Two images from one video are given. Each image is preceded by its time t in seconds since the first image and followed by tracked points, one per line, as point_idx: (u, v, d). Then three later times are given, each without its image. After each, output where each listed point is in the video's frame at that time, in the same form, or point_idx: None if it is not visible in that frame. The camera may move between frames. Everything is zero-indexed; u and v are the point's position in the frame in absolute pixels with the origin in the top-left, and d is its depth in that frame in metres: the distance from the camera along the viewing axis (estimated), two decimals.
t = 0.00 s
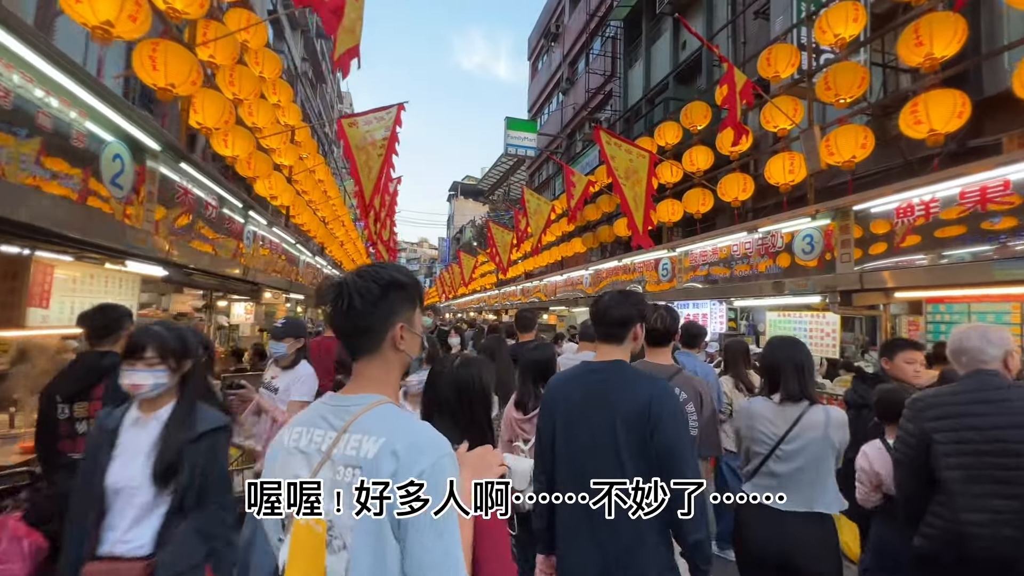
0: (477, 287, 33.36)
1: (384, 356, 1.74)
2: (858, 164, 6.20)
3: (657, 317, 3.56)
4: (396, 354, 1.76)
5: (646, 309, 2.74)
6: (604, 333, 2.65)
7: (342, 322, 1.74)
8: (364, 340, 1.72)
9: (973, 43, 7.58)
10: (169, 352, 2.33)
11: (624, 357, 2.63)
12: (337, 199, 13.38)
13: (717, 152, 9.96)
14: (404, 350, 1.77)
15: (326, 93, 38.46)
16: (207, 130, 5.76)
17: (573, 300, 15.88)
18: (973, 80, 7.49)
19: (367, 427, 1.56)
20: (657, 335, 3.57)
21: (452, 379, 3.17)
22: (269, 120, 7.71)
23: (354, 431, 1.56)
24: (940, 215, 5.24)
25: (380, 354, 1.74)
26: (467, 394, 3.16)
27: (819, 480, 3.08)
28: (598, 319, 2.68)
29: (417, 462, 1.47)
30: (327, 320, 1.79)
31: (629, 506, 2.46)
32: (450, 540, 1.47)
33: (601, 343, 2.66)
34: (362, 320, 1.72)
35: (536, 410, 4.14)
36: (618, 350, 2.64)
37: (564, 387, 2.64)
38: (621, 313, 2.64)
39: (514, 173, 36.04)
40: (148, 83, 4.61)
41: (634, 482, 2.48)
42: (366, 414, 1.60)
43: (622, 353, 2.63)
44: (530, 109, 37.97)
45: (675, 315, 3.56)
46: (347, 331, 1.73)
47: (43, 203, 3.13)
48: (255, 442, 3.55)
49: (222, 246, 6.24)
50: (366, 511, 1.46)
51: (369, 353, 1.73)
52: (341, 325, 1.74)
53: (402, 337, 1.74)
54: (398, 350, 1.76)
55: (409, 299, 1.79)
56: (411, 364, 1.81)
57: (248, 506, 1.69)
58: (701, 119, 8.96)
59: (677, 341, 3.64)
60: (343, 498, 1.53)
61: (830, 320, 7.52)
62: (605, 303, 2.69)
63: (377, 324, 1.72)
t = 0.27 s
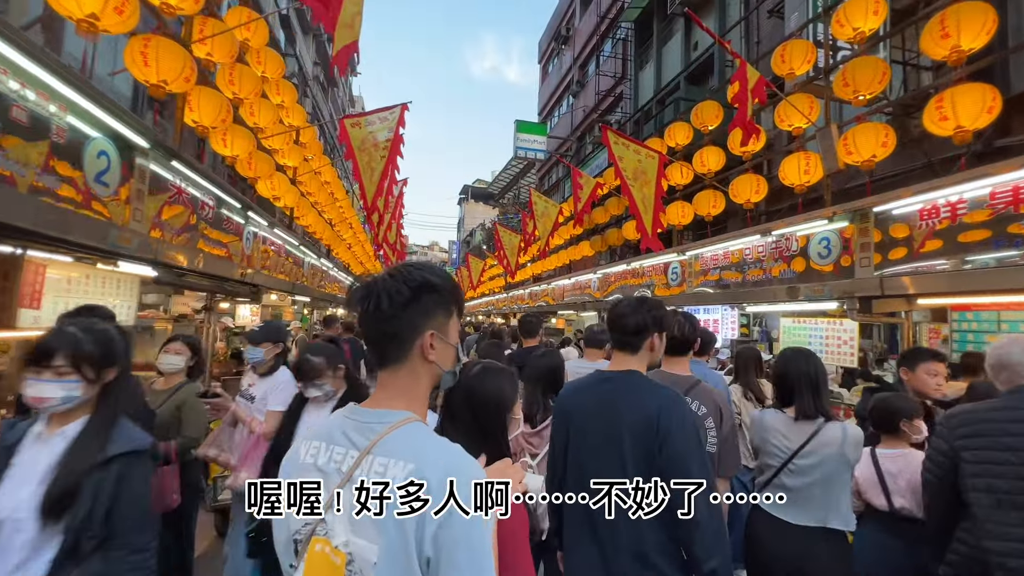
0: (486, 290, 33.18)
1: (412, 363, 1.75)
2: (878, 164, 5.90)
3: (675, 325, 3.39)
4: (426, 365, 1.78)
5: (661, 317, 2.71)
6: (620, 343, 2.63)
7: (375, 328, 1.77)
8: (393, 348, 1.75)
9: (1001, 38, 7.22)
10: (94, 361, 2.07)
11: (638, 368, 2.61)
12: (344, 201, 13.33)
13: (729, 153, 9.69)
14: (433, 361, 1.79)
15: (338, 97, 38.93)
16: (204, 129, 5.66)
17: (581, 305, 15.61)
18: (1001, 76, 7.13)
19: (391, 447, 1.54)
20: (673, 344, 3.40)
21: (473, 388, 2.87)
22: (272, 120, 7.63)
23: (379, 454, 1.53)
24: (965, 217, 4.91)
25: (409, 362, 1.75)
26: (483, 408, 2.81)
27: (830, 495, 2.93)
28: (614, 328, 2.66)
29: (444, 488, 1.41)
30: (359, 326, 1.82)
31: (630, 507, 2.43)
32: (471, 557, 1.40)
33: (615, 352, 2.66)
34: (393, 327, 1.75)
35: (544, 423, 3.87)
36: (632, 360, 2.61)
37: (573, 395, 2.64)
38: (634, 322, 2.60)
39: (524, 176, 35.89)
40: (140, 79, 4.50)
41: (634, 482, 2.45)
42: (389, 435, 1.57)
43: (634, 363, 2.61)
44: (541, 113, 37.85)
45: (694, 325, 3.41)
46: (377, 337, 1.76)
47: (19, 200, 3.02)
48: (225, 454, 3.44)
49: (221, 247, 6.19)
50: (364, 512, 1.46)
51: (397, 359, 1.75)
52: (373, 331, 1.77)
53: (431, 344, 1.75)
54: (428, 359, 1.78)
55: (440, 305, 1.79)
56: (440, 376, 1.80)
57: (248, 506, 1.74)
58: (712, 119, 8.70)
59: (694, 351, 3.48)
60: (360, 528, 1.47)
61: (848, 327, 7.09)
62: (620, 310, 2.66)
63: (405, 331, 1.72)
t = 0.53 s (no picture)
0: (491, 291, 32.97)
1: (409, 368, 1.70)
2: (893, 158, 5.61)
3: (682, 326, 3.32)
4: (424, 371, 1.73)
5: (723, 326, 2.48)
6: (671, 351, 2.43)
7: (373, 333, 1.72)
8: (392, 354, 1.70)
9: None
10: None
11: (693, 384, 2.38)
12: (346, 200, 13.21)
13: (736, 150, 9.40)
14: (431, 367, 1.73)
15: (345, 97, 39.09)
16: (193, 123, 5.48)
17: (585, 306, 15.36)
18: None
19: (383, 458, 1.53)
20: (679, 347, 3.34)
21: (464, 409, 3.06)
22: (267, 116, 7.50)
23: (369, 466, 1.50)
24: (986, 214, 4.61)
25: (407, 368, 1.70)
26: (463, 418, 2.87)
27: (836, 496, 2.77)
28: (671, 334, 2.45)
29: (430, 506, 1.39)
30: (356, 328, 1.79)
31: (630, 507, 2.32)
32: (467, 559, 1.39)
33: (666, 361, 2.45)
34: (394, 331, 1.70)
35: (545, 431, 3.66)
36: (683, 374, 2.39)
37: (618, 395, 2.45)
38: (690, 332, 2.39)
39: (530, 176, 35.69)
40: (120, 69, 4.31)
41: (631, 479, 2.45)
42: (382, 445, 1.56)
43: (687, 378, 2.38)
44: (548, 112, 37.58)
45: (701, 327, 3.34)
46: (376, 341, 1.71)
47: None
48: (191, 460, 3.30)
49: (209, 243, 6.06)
50: (365, 513, 1.46)
51: (395, 363, 1.70)
52: (371, 336, 1.72)
53: (429, 349, 1.71)
54: (428, 366, 1.72)
55: (440, 310, 1.74)
56: (438, 383, 1.77)
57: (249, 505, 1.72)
58: (719, 114, 8.44)
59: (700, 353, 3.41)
60: (344, 545, 1.51)
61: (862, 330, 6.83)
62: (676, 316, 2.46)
63: (404, 334, 1.69)
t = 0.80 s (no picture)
0: (507, 294, 32.79)
1: (377, 380, 1.65)
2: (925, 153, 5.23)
3: (688, 336, 3.44)
4: (394, 381, 1.67)
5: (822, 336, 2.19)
6: (752, 358, 2.22)
7: (343, 343, 1.66)
8: (359, 367, 1.65)
9: None
10: None
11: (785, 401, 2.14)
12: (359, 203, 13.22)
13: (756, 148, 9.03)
14: (402, 377, 1.67)
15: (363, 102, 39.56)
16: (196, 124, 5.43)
17: (600, 309, 15.03)
18: None
19: (355, 461, 1.47)
20: (683, 358, 3.47)
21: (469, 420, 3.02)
22: (275, 119, 7.50)
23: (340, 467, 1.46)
24: None
25: (374, 379, 1.65)
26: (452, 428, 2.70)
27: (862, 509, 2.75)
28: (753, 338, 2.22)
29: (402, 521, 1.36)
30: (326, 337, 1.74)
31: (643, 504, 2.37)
32: (440, 560, 1.35)
33: (751, 372, 2.22)
34: (365, 341, 1.64)
35: (554, 445, 3.38)
36: (773, 387, 2.16)
37: (713, 404, 2.20)
38: (790, 341, 2.12)
39: (546, 178, 35.46)
40: (119, 70, 4.28)
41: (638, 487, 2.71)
42: (355, 450, 1.50)
43: (781, 395, 2.15)
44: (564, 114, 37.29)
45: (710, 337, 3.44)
46: (347, 351, 1.66)
47: None
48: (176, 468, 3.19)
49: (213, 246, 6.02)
50: (365, 512, 1.39)
51: (362, 376, 1.65)
52: (341, 346, 1.67)
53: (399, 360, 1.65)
54: (397, 376, 1.66)
55: (406, 318, 1.68)
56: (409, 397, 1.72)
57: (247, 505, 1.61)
58: (737, 111, 8.10)
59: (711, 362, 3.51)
60: (316, 551, 1.47)
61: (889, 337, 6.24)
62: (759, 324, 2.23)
63: (369, 342, 1.64)
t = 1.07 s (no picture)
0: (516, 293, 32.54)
1: (355, 375, 1.64)
2: (950, 142, 4.88)
3: (666, 335, 3.35)
4: (373, 379, 1.65)
5: (877, 340, 2.17)
6: (803, 362, 2.18)
7: (330, 337, 1.67)
8: (339, 361, 1.65)
9: None
10: None
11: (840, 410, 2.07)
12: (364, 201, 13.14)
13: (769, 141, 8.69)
14: (381, 376, 1.65)
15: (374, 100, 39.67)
16: (189, 118, 5.31)
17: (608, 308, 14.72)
18: None
19: (326, 463, 1.44)
20: (663, 360, 3.32)
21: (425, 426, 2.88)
22: (274, 114, 7.40)
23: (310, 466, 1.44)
24: None
25: (351, 372, 1.64)
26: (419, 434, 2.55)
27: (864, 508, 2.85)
28: (806, 343, 2.19)
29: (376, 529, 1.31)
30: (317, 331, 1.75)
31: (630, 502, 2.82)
32: (411, 559, 1.30)
33: (806, 378, 2.15)
34: (349, 333, 1.65)
35: (549, 450, 3.17)
36: (830, 393, 2.09)
37: (774, 416, 2.05)
38: (851, 343, 2.09)
39: (556, 176, 35.18)
40: (105, 60, 4.16)
41: (637, 484, 2.85)
42: (326, 452, 1.47)
43: (835, 404, 2.08)
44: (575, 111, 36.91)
45: (691, 336, 3.34)
46: (330, 346, 1.66)
47: None
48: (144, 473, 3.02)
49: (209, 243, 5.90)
50: (365, 513, 1.32)
51: (342, 368, 1.65)
52: (328, 341, 1.67)
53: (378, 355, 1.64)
54: (377, 373, 1.65)
55: (390, 313, 1.70)
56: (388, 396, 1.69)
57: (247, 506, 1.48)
58: (749, 102, 7.79)
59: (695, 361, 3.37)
60: (286, 553, 1.44)
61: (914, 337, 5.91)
62: (805, 328, 2.23)
63: (351, 335, 1.64)
